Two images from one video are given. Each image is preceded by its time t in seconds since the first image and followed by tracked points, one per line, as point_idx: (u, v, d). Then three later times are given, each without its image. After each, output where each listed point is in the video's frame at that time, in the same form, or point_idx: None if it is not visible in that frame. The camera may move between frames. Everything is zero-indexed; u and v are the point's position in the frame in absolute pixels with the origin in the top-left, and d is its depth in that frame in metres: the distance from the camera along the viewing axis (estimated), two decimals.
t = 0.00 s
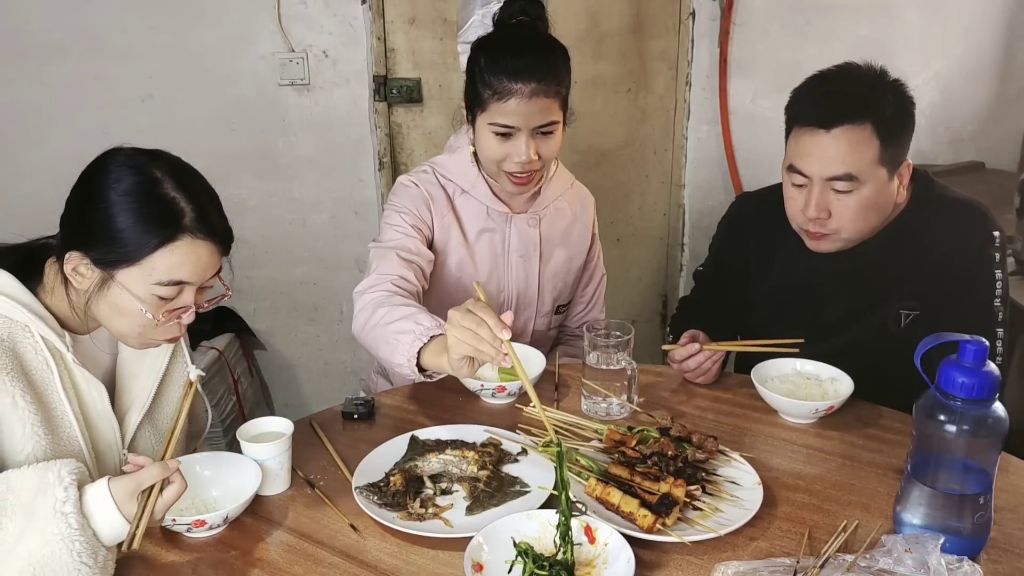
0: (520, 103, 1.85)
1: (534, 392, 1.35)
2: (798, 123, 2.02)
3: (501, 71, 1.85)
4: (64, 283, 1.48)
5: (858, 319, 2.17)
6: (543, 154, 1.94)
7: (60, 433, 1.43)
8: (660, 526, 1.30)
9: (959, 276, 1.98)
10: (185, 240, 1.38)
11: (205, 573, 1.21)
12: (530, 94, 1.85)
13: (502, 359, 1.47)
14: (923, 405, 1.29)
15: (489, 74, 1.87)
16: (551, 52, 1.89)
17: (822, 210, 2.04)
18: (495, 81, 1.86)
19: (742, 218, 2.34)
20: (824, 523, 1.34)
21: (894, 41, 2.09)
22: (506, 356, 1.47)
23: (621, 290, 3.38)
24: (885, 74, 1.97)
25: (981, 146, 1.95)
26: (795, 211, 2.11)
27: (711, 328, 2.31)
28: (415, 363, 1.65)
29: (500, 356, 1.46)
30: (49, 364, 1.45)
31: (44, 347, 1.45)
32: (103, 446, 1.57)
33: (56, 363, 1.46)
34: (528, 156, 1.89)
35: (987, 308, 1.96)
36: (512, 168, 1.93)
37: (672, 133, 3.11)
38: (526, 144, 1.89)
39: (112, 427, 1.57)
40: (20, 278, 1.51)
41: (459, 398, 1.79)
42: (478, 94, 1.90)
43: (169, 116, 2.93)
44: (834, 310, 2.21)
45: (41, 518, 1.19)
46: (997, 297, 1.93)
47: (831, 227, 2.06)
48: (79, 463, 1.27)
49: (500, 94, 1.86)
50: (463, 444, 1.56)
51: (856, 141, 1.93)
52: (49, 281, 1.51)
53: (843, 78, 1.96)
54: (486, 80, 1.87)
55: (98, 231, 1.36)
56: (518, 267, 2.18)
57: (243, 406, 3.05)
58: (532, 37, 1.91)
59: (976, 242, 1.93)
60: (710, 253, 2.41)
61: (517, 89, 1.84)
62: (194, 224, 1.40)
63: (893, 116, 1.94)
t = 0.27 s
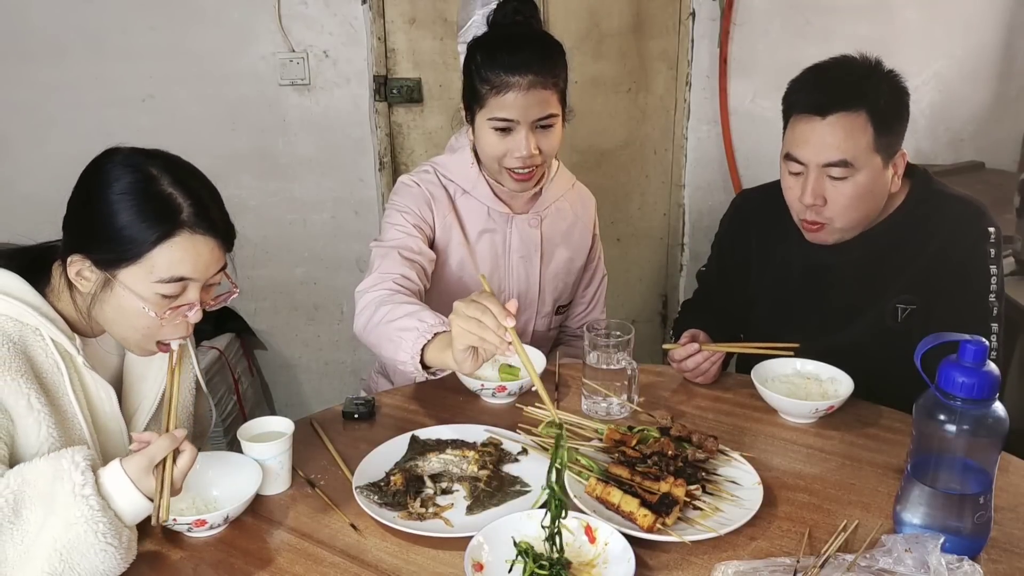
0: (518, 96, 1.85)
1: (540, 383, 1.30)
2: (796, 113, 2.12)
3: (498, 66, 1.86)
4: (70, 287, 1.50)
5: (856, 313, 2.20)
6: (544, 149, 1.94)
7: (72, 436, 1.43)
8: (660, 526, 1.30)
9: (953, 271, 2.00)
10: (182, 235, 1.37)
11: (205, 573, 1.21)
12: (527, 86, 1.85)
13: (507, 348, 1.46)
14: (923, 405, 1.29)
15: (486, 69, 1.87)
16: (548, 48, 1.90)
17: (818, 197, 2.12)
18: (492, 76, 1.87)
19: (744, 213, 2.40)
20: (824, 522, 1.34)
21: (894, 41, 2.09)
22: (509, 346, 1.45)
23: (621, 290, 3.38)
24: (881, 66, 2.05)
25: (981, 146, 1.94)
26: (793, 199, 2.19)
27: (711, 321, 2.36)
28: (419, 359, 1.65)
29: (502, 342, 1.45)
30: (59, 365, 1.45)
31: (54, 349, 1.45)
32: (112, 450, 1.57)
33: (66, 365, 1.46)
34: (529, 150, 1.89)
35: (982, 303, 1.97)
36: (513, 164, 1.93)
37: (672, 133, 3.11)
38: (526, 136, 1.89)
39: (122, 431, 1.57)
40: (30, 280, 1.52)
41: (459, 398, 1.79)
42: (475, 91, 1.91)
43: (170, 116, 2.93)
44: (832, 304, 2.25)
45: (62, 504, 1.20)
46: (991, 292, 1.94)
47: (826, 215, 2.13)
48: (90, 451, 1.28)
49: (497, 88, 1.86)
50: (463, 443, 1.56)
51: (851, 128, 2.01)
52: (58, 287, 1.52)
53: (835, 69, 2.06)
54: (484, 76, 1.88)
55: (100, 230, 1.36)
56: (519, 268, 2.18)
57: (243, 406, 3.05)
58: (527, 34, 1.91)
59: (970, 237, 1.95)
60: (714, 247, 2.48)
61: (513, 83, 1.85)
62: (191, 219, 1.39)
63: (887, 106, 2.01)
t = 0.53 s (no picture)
0: (516, 96, 1.85)
1: (544, 378, 1.31)
2: (793, 108, 2.11)
3: (496, 65, 1.86)
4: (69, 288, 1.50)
5: (853, 309, 2.21)
6: (542, 149, 1.94)
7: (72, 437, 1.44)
8: (660, 526, 1.30)
9: (948, 264, 2.02)
10: (182, 238, 1.37)
11: (205, 573, 1.21)
12: (525, 85, 1.85)
13: (507, 346, 1.46)
14: (923, 405, 1.29)
15: (484, 68, 1.88)
16: (547, 48, 1.90)
17: (815, 191, 2.11)
18: (490, 76, 1.87)
19: (741, 211, 2.41)
20: (824, 522, 1.34)
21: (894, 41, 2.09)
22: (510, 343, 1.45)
23: (621, 290, 3.38)
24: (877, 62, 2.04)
25: (981, 146, 1.94)
26: (789, 193, 2.19)
27: (709, 319, 2.36)
28: (419, 362, 1.65)
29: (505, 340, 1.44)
30: (59, 365, 1.46)
31: (53, 349, 1.45)
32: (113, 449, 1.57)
33: (65, 364, 1.47)
34: (528, 150, 1.89)
35: (979, 296, 1.98)
36: (512, 163, 1.93)
37: (672, 133, 3.11)
38: (524, 136, 1.88)
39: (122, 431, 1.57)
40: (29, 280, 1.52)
41: (459, 398, 1.79)
42: (474, 90, 1.91)
43: (170, 116, 2.93)
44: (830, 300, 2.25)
45: (61, 500, 1.20)
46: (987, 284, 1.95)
47: (824, 209, 2.13)
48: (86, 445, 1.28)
49: (495, 88, 1.86)
50: (463, 444, 1.56)
51: (848, 123, 2.00)
52: (57, 287, 1.52)
53: (835, 64, 2.05)
54: (482, 75, 1.88)
55: (99, 232, 1.36)
56: (519, 268, 2.19)
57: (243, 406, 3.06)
58: (527, 33, 1.91)
59: (966, 231, 1.96)
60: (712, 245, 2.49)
61: (512, 82, 1.85)
62: (191, 221, 1.39)
63: (884, 101, 2.02)
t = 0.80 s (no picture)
0: (512, 94, 1.85)
1: (558, 375, 1.38)
2: (787, 97, 2.11)
3: (493, 64, 1.86)
4: (58, 282, 1.49)
5: (852, 303, 2.22)
6: (540, 147, 1.94)
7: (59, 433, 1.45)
8: (660, 526, 1.30)
9: (946, 256, 2.03)
10: (181, 239, 1.39)
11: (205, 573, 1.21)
12: (522, 84, 1.85)
13: (518, 347, 1.46)
14: (924, 405, 1.29)
15: (480, 68, 1.87)
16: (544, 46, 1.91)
17: (810, 178, 2.11)
18: (487, 75, 1.87)
19: (738, 208, 2.40)
20: (824, 522, 1.34)
21: (894, 41, 2.09)
22: (522, 343, 1.46)
23: (621, 290, 3.38)
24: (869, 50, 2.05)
25: (982, 146, 1.94)
26: (783, 182, 2.19)
27: (710, 319, 2.36)
28: (420, 360, 1.65)
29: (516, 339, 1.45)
30: (46, 362, 1.45)
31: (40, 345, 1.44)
32: (102, 443, 1.57)
33: (52, 360, 1.45)
34: (524, 149, 1.89)
35: (975, 288, 1.99)
36: (509, 163, 1.93)
37: (672, 134, 3.12)
38: (520, 134, 1.88)
39: (111, 425, 1.57)
40: (14, 276, 1.50)
41: (459, 398, 1.79)
42: (470, 89, 1.91)
43: (170, 116, 2.93)
44: (829, 295, 2.26)
45: (36, 515, 1.20)
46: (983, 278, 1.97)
47: (818, 196, 2.13)
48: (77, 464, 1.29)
49: (491, 87, 1.86)
50: (463, 444, 1.56)
51: (840, 109, 2.01)
52: (44, 281, 1.51)
53: (827, 55, 2.04)
54: (478, 74, 1.88)
55: (92, 230, 1.36)
56: (519, 268, 2.19)
57: (243, 406, 3.05)
58: (523, 33, 1.92)
59: (963, 224, 1.98)
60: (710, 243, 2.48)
61: (507, 82, 1.85)
62: (189, 222, 1.40)
63: (876, 88, 2.02)
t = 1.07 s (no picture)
0: (512, 94, 1.85)
1: (550, 383, 1.44)
2: (773, 91, 2.20)
3: (491, 64, 1.86)
4: (48, 279, 1.47)
5: (851, 301, 2.21)
6: (538, 148, 1.93)
7: (46, 428, 1.45)
8: (660, 526, 1.30)
9: (946, 252, 2.03)
10: (174, 239, 1.39)
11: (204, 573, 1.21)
12: (521, 84, 1.85)
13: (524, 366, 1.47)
14: (923, 405, 1.29)
15: (480, 68, 1.87)
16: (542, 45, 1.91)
17: (798, 168, 2.15)
18: (486, 75, 1.87)
19: (737, 207, 2.41)
20: (824, 522, 1.34)
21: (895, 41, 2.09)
22: (526, 362, 1.46)
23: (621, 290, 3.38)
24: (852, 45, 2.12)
25: (982, 146, 1.95)
26: (774, 175, 2.23)
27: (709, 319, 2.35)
28: (420, 361, 1.65)
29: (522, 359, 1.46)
30: (32, 359, 1.46)
31: (26, 342, 1.45)
32: (90, 440, 1.58)
33: (39, 358, 1.47)
34: (524, 150, 1.89)
35: (976, 283, 1.99)
36: (508, 162, 1.93)
37: (672, 134, 3.12)
38: (519, 134, 1.88)
39: (99, 420, 1.57)
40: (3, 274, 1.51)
41: (459, 398, 1.79)
42: (470, 89, 1.91)
43: (169, 116, 2.93)
44: (827, 292, 2.25)
45: (19, 495, 1.22)
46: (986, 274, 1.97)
47: (807, 186, 2.15)
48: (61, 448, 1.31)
49: (491, 87, 1.86)
50: (463, 444, 1.56)
51: (823, 99, 2.08)
52: (32, 277, 1.51)
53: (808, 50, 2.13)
54: (478, 75, 1.88)
55: (85, 229, 1.36)
56: (518, 269, 2.18)
57: (243, 407, 3.05)
58: (521, 32, 1.91)
59: (963, 219, 1.99)
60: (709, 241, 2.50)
61: (507, 82, 1.85)
62: (183, 223, 1.40)
63: (859, 78, 2.08)
